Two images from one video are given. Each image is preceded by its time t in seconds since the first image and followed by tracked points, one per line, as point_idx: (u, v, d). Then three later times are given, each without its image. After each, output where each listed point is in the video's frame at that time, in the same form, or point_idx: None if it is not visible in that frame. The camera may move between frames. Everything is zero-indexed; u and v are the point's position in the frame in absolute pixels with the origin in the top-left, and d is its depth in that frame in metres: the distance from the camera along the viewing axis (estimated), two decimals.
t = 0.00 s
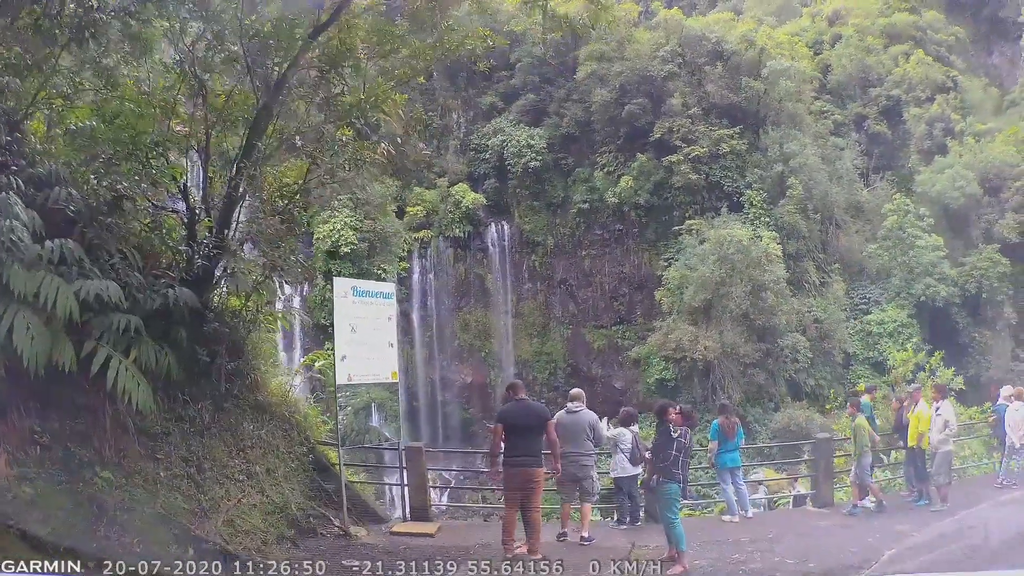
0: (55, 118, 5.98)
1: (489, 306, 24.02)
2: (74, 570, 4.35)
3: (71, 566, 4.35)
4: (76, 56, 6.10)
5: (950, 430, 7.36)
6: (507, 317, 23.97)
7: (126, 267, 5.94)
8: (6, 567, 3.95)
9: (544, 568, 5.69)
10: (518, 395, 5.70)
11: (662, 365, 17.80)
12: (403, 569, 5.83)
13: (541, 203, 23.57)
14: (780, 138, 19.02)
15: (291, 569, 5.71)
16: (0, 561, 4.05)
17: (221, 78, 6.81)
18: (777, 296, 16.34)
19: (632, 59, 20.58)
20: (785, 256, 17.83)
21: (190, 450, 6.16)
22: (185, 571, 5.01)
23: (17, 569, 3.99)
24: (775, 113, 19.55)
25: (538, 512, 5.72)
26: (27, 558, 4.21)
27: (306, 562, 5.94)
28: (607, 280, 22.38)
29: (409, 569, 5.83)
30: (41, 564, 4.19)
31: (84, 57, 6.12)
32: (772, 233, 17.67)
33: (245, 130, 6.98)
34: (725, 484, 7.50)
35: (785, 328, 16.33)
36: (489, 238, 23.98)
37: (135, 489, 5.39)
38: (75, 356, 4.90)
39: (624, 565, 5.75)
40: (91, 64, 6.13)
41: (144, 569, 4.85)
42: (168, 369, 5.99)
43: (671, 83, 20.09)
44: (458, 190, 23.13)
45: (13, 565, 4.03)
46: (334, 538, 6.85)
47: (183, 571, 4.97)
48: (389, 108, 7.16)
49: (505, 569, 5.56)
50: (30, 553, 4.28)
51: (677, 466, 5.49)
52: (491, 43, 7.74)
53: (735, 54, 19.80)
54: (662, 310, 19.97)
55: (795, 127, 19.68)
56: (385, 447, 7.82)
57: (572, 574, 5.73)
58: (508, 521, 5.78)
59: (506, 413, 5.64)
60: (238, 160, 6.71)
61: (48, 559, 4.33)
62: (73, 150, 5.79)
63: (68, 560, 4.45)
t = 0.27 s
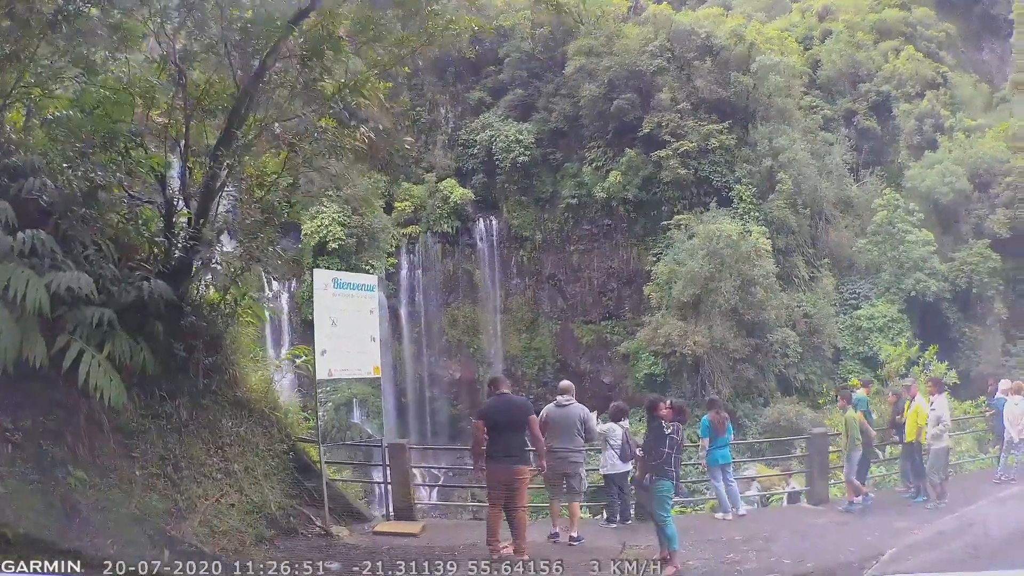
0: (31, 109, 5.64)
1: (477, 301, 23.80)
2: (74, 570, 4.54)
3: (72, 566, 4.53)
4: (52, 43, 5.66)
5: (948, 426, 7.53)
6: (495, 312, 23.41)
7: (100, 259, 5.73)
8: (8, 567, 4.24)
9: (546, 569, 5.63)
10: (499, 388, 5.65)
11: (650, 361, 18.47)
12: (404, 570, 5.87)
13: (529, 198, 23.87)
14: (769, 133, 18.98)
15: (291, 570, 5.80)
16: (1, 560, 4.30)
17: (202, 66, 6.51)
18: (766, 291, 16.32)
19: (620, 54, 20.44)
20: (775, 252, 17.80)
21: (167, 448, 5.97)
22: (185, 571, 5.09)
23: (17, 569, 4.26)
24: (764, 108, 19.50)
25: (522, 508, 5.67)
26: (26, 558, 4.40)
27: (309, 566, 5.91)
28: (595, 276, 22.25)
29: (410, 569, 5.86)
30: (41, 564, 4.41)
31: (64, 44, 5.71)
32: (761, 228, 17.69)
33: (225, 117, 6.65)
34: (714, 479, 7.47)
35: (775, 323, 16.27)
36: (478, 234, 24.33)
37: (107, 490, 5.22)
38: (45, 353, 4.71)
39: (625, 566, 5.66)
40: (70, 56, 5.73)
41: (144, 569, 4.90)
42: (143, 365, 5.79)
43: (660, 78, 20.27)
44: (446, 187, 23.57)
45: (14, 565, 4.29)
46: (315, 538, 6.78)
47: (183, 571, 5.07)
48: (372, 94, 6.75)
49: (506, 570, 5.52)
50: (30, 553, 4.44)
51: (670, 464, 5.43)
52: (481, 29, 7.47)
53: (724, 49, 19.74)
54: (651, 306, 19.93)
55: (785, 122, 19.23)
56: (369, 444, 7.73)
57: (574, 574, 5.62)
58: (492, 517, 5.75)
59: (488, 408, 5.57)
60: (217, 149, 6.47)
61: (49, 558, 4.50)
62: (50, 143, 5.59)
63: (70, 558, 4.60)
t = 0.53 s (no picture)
0: (15, 101, 5.41)
1: (468, 299, 23.71)
2: (75, 570, 4.58)
3: (72, 566, 4.57)
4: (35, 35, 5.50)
5: (942, 425, 7.50)
6: (487, 310, 23.67)
7: (81, 251, 5.56)
8: (8, 568, 4.26)
9: (545, 568, 5.66)
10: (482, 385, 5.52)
11: (642, 359, 17.49)
12: (403, 569, 5.78)
13: (520, 196, 23.22)
14: (761, 132, 18.93)
15: (292, 570, 5.76)
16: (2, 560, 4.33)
17: (187, 57, 6.36)
18: (758, 290, 16.27)
19: (612, 52, 20.34)
20: (767, 250, 17.84)
21: (150, 445, 5.82)
22: (186, 571, 5.18)
23: (18, 569, 4.30)
24: (756, 107, 19.46)
25: (509, 507, 5.56)
26: (27, 558, 4.46)
27: (308, 564, 5.88)
28: (586, 274, 22.11)
29: (409, 569, 5.76)
30: (41, 564, 4.46)
31: (45, 36, 5.56)
32: (754, 227, 17.58)
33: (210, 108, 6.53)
34: (709, 482, 7.30)
35: (766, 322, 16.25)
36: (468, 231, 23.63)
37: (88, 488, 5.11)
38: (24, 350, 4.57)
39: (624, 564, 5.67)
40: (54, 49, 5.57)
41: (143, 569, 4.98)
42: (125, 360, 5.65)
43: (652, 76, 19.82)
44: (438, 183, 22.79)
45: (14, 565, 4.33)
46: (300, 538, 6.65)
47: (183, 571, 5.17)
48: (359, 83, 6.67)
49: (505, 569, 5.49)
50: (32, 552, 4.53)
51: (664, 464, 5.34)
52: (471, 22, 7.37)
53: (716, 47, 19.65)
54: (642, 304, 19.86)
55: (776, 121, 19.52)
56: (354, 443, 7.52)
57: (574, 574, 5.64)
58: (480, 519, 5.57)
59: (473, 406, 5.45)
60: (201, 140, 6.36)
61: (49, 558, 4.57)
62: (33, 134, 5.45)
63: (69, 559, 4.66)
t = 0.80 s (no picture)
0: (3, 96, 5.36)
1: (462, 302, 23.63)
2: (75, 570, 4.68)
3: (71, 566, 4.67)
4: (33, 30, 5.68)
5: (939, 433, 7.48)
6: (480, 314, 23.55)
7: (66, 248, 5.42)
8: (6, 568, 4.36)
9: (545, 568, 5.82)
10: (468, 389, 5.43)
11: (635, 364, 17.42)
12: (403, 569, 5.87)
13: (515, 199, 23.18)
14: (756, 137, 18.92)
15: (292, 568, 5.88)
16: (3, 560, 4.48)
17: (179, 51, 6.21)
18: (752, 295, 16.22)
19: (607, 56, 20.36)
20: (762, 255, 17.93)
21: (134, 447, 5.71)
22: (184, 571, 5.22)
23: (17, 569, 4.43)
24: (751, 112, 19.51)
25: (497, 511, 5.48)
26: (27, 558, 4.61)
27: (308, 563, 5.97)
28: (580, 278, 21.98)
29: (410, 569, 5.84)
30: (41, 564, 4.57)
31: (37, 31, 5.70)
32: (748, 232, 17.55)
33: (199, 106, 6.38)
34: (703, 487, 7.19)
35: (760, 327, 16.16)
36: (462, 234, 23.62)
37: (69, 493, 5.02)
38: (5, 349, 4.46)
39: (623, 565, 5.79)
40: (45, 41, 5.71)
41: (143, 570, 5.05)
42: (110, 360, 5.54)
43: (647, 81, 19.86)
44: (432, 186, 22.80)
45: (14, 565, 4.46)
46: (286, 544, 6.41)
47: (182, 571, 5.21)
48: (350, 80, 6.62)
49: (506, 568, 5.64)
50: (28, 552, 4.65)
51: (659, 470, 5.29)
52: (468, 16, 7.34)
53: (711, 52, 19.66)
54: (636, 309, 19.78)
55: (771, 126, 19.60)
56: (343, 446, 7.40)
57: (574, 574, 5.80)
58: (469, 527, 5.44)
59: (457, 410, 5.40)
60: (190, 138, 6.22)
61: (48, 559, 4.67)
62: (21, 129, 5.33)
63: (70, 559, 4.76)
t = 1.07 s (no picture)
0: None
1: (453, 301, 23.50)
2: (75, 571, 4.58)
3: (72, 566, 4.57)
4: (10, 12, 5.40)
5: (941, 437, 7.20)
6: (472, 313, 23.43)
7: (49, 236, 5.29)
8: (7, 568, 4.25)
9: (545, 569, 5.70)
10: (455, 388, 5.31)
11: (627, 364, 17.32)
12: (404, 569, 5.65)
13: (508, 198, 23.08)
14: (751, 139, 18.89)
15: (293, 569, 5.72)
16: (2, 561, 4.35)
17: (167, 40, 6.12)
18: (745, 296, 16.23)
19: (603, 56, 20.28)
20: (756, 257, 17.86)
21: (115, 442, 5.60)
22: (185, 571, 5.09)
23: (17, 569, 4.31)
24: (746, 114, 19.51)
25: (485, 512, 5.38)
26: (29, 558, 4.48)
27: (308, 564, 5.83)
28: (573, 278, 21.89)
29: (410, 569, 5.62)
30: (41, 564, 4.45)
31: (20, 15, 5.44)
32: (742, 233, 17.52)
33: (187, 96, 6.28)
34: (696, 490, 7.08)
35: (753, 329, 16.19)
36: (456, 233, 23.35)
37: (52, 484, 4.90)
38: None
39: (623, 565, 5.62)
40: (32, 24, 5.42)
41: (144, 569, 4.96)
42: (93, 351, 5.42)
43: (642, 80, 19.67)
44: (426, 185, 22.47)
45: (14, 565, 4.34)
46: (269, 543, 6.27)
47: (183, 571, 5.08)
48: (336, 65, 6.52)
49: (506, 569, 5.51)
50: (31, 552, 4.52)
51: (652, 469, 5.20)
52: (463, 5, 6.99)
53: (707, 53, 19.63)
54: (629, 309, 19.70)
55: (766, 128, 19.62)
56: (331, 444, 7.29)
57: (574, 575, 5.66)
58: (455, 526, 5.39)
59: (442, 410, 5.28)
60: (176, 126, 6.10)
61: (50, 559, 4.56)
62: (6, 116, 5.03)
63: (71, 558, 4.66)
